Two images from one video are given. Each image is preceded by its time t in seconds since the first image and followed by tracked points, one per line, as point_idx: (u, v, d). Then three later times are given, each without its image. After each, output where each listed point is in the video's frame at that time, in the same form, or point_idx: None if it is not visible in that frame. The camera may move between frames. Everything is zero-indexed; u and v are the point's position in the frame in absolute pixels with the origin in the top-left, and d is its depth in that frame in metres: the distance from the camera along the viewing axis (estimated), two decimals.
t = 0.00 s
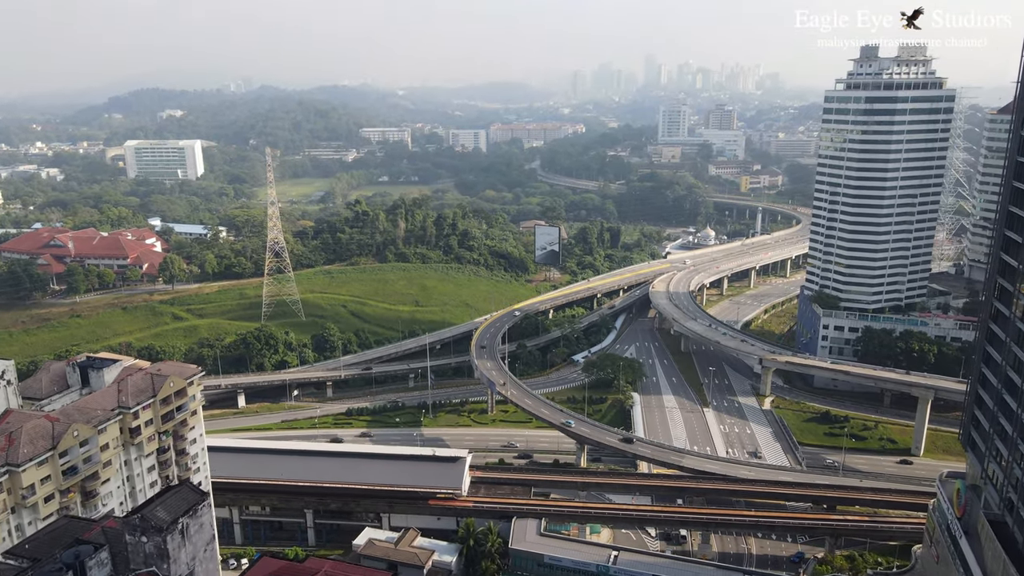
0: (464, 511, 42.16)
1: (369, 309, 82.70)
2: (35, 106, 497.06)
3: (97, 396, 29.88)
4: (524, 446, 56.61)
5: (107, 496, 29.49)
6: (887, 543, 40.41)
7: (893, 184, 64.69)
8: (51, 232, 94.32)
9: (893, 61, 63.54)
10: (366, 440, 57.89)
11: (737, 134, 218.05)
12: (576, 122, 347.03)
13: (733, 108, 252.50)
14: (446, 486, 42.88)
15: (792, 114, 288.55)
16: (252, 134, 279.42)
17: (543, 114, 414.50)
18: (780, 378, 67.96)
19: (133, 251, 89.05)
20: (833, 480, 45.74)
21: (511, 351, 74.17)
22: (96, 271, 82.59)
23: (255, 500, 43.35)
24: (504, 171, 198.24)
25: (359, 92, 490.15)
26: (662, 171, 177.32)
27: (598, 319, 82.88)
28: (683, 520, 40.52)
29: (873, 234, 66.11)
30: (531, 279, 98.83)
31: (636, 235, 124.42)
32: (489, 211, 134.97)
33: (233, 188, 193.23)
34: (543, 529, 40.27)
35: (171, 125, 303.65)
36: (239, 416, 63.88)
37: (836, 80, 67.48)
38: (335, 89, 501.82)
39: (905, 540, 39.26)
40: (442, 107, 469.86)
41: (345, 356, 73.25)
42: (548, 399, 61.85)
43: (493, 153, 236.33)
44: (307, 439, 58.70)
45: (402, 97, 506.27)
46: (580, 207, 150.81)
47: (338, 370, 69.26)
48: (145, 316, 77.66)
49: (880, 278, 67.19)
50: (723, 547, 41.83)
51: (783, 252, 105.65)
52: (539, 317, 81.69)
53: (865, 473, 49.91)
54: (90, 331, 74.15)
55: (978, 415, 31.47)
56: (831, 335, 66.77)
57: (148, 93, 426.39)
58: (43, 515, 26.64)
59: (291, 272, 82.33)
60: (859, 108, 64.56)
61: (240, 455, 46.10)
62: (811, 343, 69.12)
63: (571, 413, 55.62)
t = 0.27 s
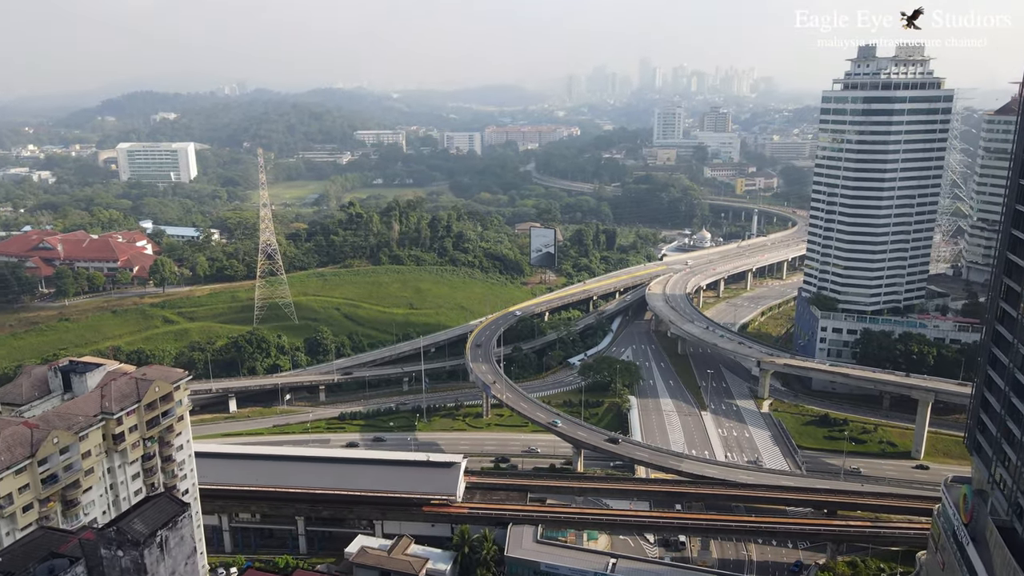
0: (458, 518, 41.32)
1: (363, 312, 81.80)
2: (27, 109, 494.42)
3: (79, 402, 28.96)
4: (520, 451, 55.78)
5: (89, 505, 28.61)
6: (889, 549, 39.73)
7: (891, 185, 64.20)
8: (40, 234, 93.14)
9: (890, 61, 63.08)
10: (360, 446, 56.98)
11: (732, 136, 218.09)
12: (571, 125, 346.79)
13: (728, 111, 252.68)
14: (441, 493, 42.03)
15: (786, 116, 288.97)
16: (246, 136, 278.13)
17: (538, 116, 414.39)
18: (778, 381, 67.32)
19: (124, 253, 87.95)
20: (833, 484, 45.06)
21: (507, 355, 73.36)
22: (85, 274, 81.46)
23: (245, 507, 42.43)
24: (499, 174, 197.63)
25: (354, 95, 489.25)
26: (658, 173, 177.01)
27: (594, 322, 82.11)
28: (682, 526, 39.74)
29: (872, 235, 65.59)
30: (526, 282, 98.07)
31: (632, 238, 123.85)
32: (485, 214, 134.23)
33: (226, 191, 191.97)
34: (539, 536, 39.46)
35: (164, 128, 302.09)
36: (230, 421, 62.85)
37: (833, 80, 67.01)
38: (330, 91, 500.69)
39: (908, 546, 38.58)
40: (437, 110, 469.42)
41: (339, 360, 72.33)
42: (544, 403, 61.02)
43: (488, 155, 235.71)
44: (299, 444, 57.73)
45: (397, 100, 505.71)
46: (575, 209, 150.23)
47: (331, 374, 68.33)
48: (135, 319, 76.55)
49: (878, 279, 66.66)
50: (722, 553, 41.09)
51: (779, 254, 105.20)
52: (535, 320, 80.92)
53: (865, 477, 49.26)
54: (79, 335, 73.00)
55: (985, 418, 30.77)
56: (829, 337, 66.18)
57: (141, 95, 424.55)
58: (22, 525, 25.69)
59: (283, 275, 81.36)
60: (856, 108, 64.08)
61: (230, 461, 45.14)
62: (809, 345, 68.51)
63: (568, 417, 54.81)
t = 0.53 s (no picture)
0: (452, 525, 40.42)
1: (357, 314, 80.85)
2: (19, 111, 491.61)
3: (59, 407, 28.02)
4: (515, 455, 54.91)
5: (70, 514, 27.68)
6: (891, 555, 39.05)
7: (888, 185, 63.72)
8: (29, 236, 91.88)
9: (888, 60, 62.65)
10: (352, 451, 56.04)
11: (726, 139, 218.10)
12: (566, 128, 346.57)
13: (722, 113, 252.82)
14: (435, 499, 41.10)
15: (780, 119, 289.45)
16: (239, 139, 276.74)
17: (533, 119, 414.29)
18: (775, 384, 66.66)
19: (113, 256, 86.83)
20: (833, 489, 44.33)
21: (502, 358, 72.51)
22: (74, 277, 80.30)
23: (233, 514, 41.45)
24: (494, 176, 196.98)
25: (347, 98, 488.25)
26: (653, 175, 176.68)
27: (589, 324, 81.38)
28: (681, 532, 38.95)
29: (869, 236, 65.08)
30: (521, 284, 97.34)
31: (627, 240, 123.26)
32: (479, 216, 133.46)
33: (219, 193, 190.64)
34: (535, 543, 38.63)
35: (157, 130, 300.48)
36: (220, 426, 61.82)
37: (830, 80, 66.55)
38: (324, 94, 499.59)
39: (911, 552, 37.89)
40: (431, 112, 469.16)
41: (331, 364, 71.35)
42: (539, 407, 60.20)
43: (483, 158, 235.06)
44: (290, 449, 56.76)
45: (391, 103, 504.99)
46: (570, 211, 149.60)
47: (324, 378, 67.35)
48: (124, 322, 75.41)
49: (876, 281, 66.15)
50: (722, 560, 40.32)
51: (775, 256, 104.72)
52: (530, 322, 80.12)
53: (866, 481, 48.61)
54: (66, 338, 71.81)
55: (991, 422, 30.12)
56: (827, 339, 65.59)
57: (134, 98, 422.65)
58: None
59: (275, 277, 80.36)
60: (854, 108, 63.63)
61: (219, 466, 44.16)
62: (807, 347, 67.92)
63: (564, 421, 53.97)
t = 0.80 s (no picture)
0: (446, 532, 39.59)
1: (350, 317, 79.91)
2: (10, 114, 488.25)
3: (38, 413, 27.09)
4: (510, 460, 54.08)
5: (49, 525, 26.68)
6: (893, 560, 38.42)
7: (886, 186, 63.29)
8: (16, 239, 90.53)
9: (885, 60, 62.24)
10: (345, 456, 55.12)
11: (720, 141, 218.14)
12: (560, 130, 346.32)
13: (716, 116, 253.02)
14: (428, 505, 40.16)
15: (774, 122, 289.98)
16: (232, 141, 275.21)
17: (527, 122, 414.13)
18: (773, 386, 66.05)
19: (102, 258, 85.66)
20: (834, 493, 43.67)
21: (496, 360, 71.69)
22: (62, 279, 79.09)
23: (222, 522, 40.52)
24: (488, 179, 196.21)
25: (341, 100, 487.22)
26: (647, 178, 176.36)
27: (585, 327, 80.67)
28: (680, 538, 38.20)
29: (867, 237, 64.62)
30: (516, 286, 96.60)
31: (622, 242, 122.69)
32: (473, 218, 132.66)
33: (211, 196, 189.20)
34: (531, 550, 37.82)
35: (149, 133, 298.60)
36: (210, 431, 60.78)
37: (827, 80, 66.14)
38: (317, 97, 498.18)
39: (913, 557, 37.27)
40: (425, 115, 468.54)
41: (324, 367, 70.40)
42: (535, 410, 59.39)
43: (477, 160, 234.37)
44: (281, 455, 55.79)
45: (384, 106, 504.02)
46: (565, 213, 148.96)
47: (316, 382, 66.38)
48: (113, 326, 74.25)
49: (874, 282, 65.67)
50: (721, 567, 39.61)
51: (771, 258, 104.28)
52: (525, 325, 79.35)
53: (866, 485, 47.97)
54: (53, 342, 70.58)
55: (997, 425, 29.44)
56: (824, 341, 65.03)
57: (126, 100, 420.34)
58: None
59: (267, 280, 79.32)
60: (851, 108, 63.21)
61: (207, 473, 43.20)
62: (804, 349, 67.33)
63: (560, 425, 53.16)
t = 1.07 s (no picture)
0: (440, 539, 38.72)
1: (343, 320, 79.01)
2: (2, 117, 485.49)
3: (16, 420, 26.12)
4: (505, 465, 53.21)
5: (27, 535, 25.71)
6: (895, 566, 37.74)
7: (884, 187, 62.80)
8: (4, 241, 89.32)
9: (882, 60, 61.83)
10: (337, 461, 54.22)
11: (715, 143, 218.13)
12: (554, 133, 346.13)
13: (711, 118, 253.13)
14: (421, 511, 39.24)
15: (768, 124, 290.45)
16: (225, 144, 273.85)
17: (522, 125, 413.94)
18: (770, 389, 65.40)
19: (91, 261, 84.50)
20: (834, 498, 43.00)
21: (491, 363, 70.85)
22: (50, 282, 77.95)
23: (211, 529, 39.58)
24: (482, 181, 195.58)
25: (335, 103, 486.58)
26: (642, 180, 176.05)
27: (580, 329, 79.93)
28: (678, 545, 37.45)
29: (864, 238, 64.13)
30: (511, 289, 95.81)
31: (617, 244, 122.08)
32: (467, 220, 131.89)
33: (204, 199, 187.90)
34: (527, 558, 37.00)
35: (141, 135, 296.90)
36: (200, 436, 59.73)
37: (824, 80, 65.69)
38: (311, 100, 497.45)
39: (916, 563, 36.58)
40: (419, 118, 468.02)
41: (316, 370, 69.45)
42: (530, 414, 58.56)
43: (472, 162, 233.71)
44: (272, 460, 54.79)
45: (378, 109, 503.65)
46: (560, 216, 148.37)
47: (308, 386, 65.41)
48: (101, 330, 73.10)
49: (872, 284, 65.15)
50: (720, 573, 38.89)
51: (767, 260, 103.83)
52: (520, 327, 78.53)
53: (866, 489, 47.32)
54: (40, 346, 69.44)
55: (1005, 428, 28.73)
56: (822, 343, 64.45)
57: (119, 103, 418.49)
58: None
59: (259, 282, 78.35)
60: (848, 108, 62.74)
61: (195, 479, 42.21)
62: (801, 352, 66.72)
63: (556, 429, 52.32)
